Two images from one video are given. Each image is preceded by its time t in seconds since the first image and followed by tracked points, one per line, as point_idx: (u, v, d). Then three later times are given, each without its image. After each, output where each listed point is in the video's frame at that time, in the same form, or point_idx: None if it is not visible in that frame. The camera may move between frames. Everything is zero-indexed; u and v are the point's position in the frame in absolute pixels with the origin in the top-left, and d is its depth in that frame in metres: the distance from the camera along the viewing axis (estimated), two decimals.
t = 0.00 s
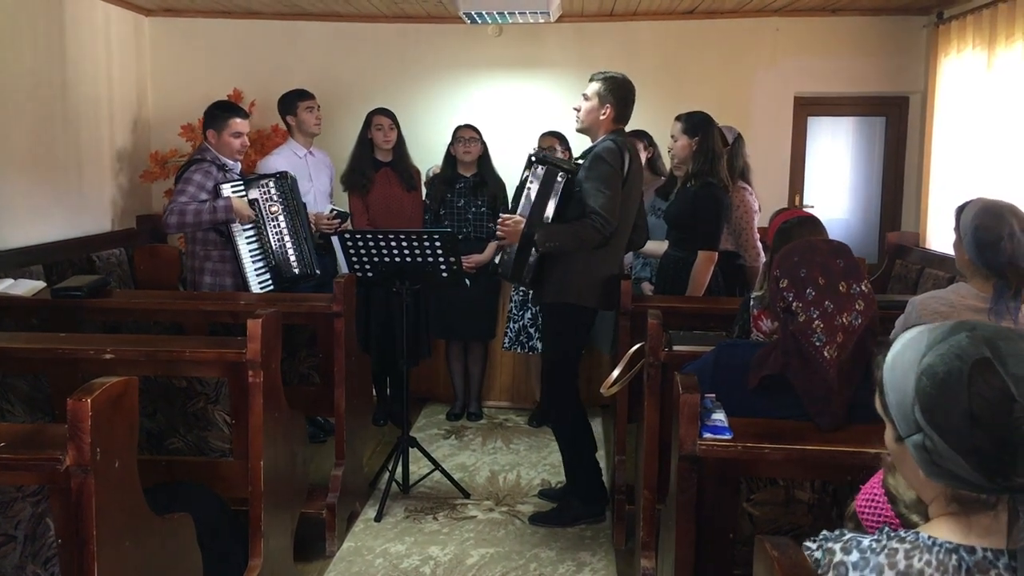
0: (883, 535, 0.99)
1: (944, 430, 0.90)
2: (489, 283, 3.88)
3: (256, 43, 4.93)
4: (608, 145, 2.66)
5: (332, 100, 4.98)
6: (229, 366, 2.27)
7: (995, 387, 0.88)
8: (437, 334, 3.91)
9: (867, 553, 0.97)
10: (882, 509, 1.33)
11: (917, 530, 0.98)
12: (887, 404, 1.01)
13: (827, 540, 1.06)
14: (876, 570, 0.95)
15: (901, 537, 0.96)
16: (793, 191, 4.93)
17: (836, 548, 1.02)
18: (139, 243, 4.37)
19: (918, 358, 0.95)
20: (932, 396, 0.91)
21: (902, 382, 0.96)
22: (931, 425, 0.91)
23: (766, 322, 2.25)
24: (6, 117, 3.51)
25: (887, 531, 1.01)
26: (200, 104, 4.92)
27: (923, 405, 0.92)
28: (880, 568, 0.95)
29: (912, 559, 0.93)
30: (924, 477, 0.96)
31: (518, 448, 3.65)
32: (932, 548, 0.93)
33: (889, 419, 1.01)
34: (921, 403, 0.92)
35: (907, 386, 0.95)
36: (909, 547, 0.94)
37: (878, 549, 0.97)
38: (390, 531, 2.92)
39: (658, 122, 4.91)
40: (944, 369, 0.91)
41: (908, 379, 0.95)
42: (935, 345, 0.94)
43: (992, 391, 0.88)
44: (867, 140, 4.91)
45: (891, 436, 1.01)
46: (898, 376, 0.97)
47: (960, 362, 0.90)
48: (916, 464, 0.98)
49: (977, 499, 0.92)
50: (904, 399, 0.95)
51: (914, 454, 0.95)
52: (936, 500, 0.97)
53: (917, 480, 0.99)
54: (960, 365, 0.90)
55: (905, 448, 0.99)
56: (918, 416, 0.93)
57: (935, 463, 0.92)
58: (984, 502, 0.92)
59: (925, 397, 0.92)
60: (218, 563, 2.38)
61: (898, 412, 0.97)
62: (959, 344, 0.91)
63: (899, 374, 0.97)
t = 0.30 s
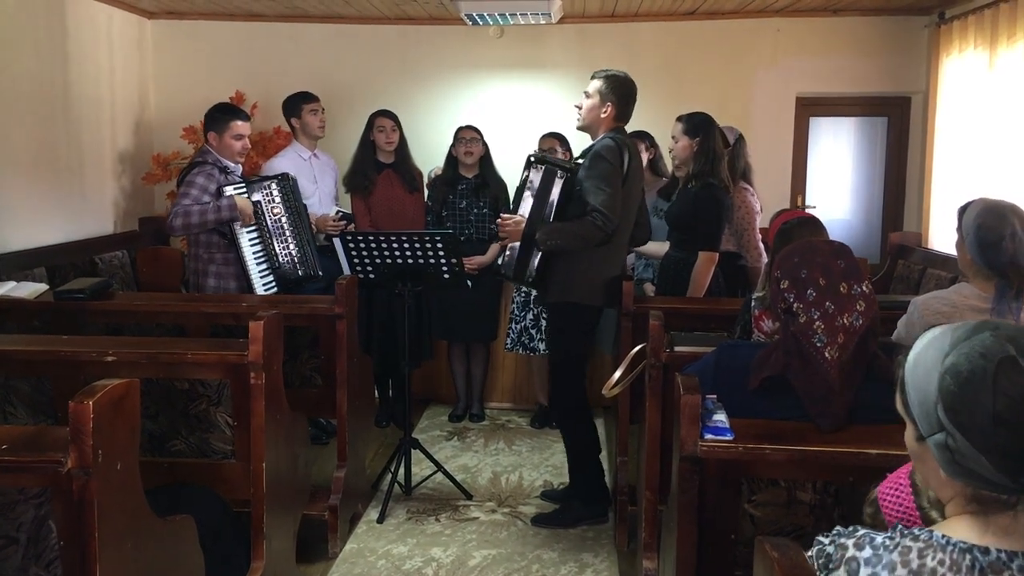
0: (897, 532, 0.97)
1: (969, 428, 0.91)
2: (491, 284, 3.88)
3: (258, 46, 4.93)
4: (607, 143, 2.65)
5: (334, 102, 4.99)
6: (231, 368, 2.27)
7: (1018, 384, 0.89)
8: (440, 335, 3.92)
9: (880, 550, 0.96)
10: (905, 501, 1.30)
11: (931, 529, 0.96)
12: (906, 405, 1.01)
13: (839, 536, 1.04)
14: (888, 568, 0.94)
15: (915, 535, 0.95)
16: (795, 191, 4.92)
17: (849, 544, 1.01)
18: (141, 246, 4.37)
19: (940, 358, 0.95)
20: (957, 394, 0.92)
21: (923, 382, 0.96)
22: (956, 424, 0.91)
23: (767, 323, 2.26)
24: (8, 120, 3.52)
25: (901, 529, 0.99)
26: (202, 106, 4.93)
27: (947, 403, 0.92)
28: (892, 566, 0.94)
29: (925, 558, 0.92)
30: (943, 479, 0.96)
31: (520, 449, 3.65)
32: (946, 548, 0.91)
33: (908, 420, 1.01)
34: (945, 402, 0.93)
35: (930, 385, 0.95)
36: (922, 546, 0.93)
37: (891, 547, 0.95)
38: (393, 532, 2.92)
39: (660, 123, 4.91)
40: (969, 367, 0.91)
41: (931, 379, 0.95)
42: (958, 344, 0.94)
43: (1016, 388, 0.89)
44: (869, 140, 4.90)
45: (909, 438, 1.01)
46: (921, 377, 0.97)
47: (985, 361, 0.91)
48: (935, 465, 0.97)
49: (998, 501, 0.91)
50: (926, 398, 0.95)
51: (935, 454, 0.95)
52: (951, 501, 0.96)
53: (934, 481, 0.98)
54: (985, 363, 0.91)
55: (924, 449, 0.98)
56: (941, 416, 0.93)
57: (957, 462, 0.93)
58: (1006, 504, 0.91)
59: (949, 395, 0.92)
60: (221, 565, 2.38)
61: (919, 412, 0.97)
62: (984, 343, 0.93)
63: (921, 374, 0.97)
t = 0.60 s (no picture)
0: (897, 535, 0.97)
1: (981, 429, 0.90)
2: (496, 285, 3.88)
3: (262, 48, 4.94)
4: (609, 138, 2.64)
5: (338, 104, 5.00)
6: (235, 370, 2.28)
7: None
8: (445, 337, 3.91)
9: (880, 553, 0.96)
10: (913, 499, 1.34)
11: (932, 531, 0.96)
12: (910, 408, 0.99)
13: (840, 539, 1.05)
14: (888, 570, 0.94)
15: (915, 537, 0.95)
16: (800, 191, 4.91)
17: (850, 547, 1.01)
18: (146, 248, 4.39)
19: (946, 358, 0.94)
20: (968, 395, 0.91)
21: (929, 383, 0.95)
22: (968, 425, 0.91)
23: (772, 322, 2.26)
24: (13, 123, 3.53)
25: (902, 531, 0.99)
26: (207, 109, 4.94)
27: (959, 405, 0.91)
28: (893, 569, 0.94)
29: (926, 560, 0.92)
30: (950, 481, 0.95)
31: (525, 451, 3.65)
32: (946, 549, 0.91)
33: (911, 423, 1.00)
34: (956, 403, 0.92)
35: (938, 387, 0.94)
36: (922, 548, 0.93)
37: (890, 549, 0.96)
38: (398, 534, 2.92)
39: (665, 124, 4.90)
40: (979, 367, 0.91)
41: (940, 380, 0.94)
42: (964, 343, 0.94)
43: None
44: (874, 140, 4.88)
45: (912, 441, 1.00)
46: (925, 378, 0.96)
47: (994, 359, 0.91)
48: (941, 468, 0.97)
49: (1004, 501, 0.91)
50: (934, 400, 0.95)
51: (943, 456, 0.95)
52: (953, 503, 0.96)
53: (937, 484, 0.97)
54: (995, 362, 0.90)
55: (929, 452, 0.97)
56: (952, 417, 0.92)
57: (968, 464, 0.92)
58: (1016, 504, 0.91)
59: (961, 396, 0.91)
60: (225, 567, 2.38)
61: (927, 415, 0.96)
62: (991, 341, 0.92)
63: (926, 376, 0.96)
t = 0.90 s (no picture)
0: (895, 541, 0.97)
1: (1004, 430, 0.89)
2: (501, 287, 3.88)
3: (268, 52, 4.96)
4: (614, 139, 2.65)
5: (344, 107, 5.00)
6: (241, 373, 2.28)
7: None
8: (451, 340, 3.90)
9: (877, 559, 0.96)
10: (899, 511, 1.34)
11: (930, 536, 0.96)
12: (914, 420, 0.97)
13: (839, 548, 1.06)
14: None
15: (912, 543, 0.94)
16: (806, 193, 4.90)
17: (848, 555, 1.02)
18: (153, 252, 4.40)
19: (952, 365, 0.93)
20: (988, 398, 0.89)
21: (940, 391, 0.93)
22: (991, 428, 0.89)
23: (778, 324, 2.27)
24: (20, 127, 3.55)
25: (899, 538, 1.00)
26: (213, 112, 4.96)
27: (979, 410, 0.90)
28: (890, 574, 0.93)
29: (923, 564, 0.91)
30: (965, 489, 0.94)
31: (531, 453, 3.64)
32: (943, 552, 0.91)
33: (916, 436, 0.97)
34: (976, 408, 0.90)
35: (949, 394, 0.92)
36: (920, 552, 0.92)
37: (889, 554, 0.95)
38: (404, 537, 2.92)
39: (671, 126, 4.90)
40: (991, 368, 0.89)
41: (951, 387, 0.92)
42: (965, 348, 0.93)
43: None
44: (881, 141, 4.87)
45: (914, 456, 0.98)
46: (933, 387, 0.94)
47: (1003, 359, 0.89)
48: (953, 478, 0.95)
49: (1015, 502, 0.91)
50: (947, 408, 0.93)
51: (962, 464, 0.93)
52: (965, 512, 0.94)
53: (945, 496, 0.95)
54: (1006, 360, 0.89)
55: (941, 462, 0.96)
56: (974, 422, 0.90)
57: (992, 468, 0.90)
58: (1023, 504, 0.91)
59: (978, 400, 0.90)
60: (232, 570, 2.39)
61: (941, 424, 0.94)
62: (994, 341, 0.91)
63: (933, 384, 0.94)
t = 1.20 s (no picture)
0: (897, 548, 0.98)
1: (998, 430, 0.90)
2: (507, 291, 3.87)
3: (274, 56, 4.97)
4: (625, 143, 2.64)
5: (349, 111, 5.01)
6: (248, 378, 2.29)
7: None
8: (457, 343, 3.89)
9: (881, 566, 0.97)
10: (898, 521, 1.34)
11: (932, 542, 0.97)
12: (907, 429, 0.98)
13: (840, 555, 1.06)
14: None
15: (915, 548, 0.96)
16: (813, 196, 4.89)
17: (850, 563, 1.03)
18: (159, 256, 4.41)
19: (938, 371, 0.95)
20: (978, 398, 0.91)
21: (931, 397, 0.95)
22: (985, 429, 0.90)
23: (784, 327, 2.26)
24: (27, 133, 3.56)
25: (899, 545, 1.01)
26: (219, 117, 4.97)
27: (970, 411, 0.91)
28: None
29: (926, 569, 0.93)
30: (966, 494, 0.94)
31: (538, 457, 3.64)
32: (946, 557, 0.92)
33: (912, 447, 0.98)
34: (968, 409, 0.91)
35: (939, 399, 0.94)
36: (923, 558, 0.94)
37: (891, 562, 0.97)
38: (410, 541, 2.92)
39: (677, 129, 4.88)
40: (977, 369, 0.91)
41: (941, 392, 0.94)
42: (949, 353, 0.95)
43: None
44: (888, 143, 4.85)
45: (909, 466, 0.99)
46: (924, 394, 0.96)
47: (989, 359, 0.91)
48: (951, 485, 0.96)
49: (1015, 504, 0.92)
50: (939, 414, 0.94)
51: (958, 470, 0.94)
52: (968, 518, 0.95)
53: (948, 504, 0.96)
54: (991, 360, 0.91)
55: (939, 470, 0.96)
56: (967, 425, 0.92)
57: (989, 469, 0.91)
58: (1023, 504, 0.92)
59: (969, 403, 0.91)
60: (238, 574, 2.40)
61: (933, 431, 0.95)
62: (976, 343, 0.94)
63: (921, 392, 0.96)
